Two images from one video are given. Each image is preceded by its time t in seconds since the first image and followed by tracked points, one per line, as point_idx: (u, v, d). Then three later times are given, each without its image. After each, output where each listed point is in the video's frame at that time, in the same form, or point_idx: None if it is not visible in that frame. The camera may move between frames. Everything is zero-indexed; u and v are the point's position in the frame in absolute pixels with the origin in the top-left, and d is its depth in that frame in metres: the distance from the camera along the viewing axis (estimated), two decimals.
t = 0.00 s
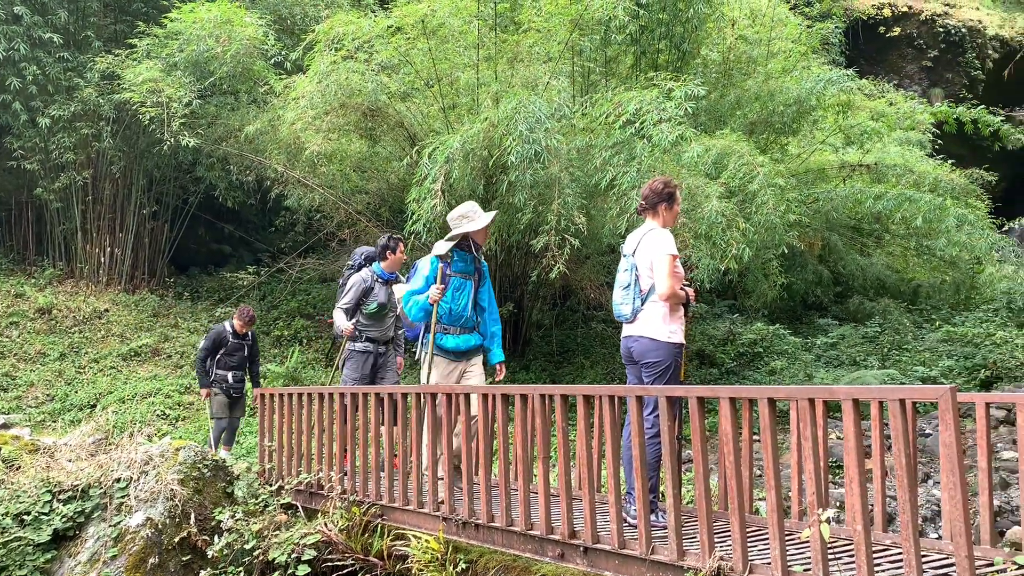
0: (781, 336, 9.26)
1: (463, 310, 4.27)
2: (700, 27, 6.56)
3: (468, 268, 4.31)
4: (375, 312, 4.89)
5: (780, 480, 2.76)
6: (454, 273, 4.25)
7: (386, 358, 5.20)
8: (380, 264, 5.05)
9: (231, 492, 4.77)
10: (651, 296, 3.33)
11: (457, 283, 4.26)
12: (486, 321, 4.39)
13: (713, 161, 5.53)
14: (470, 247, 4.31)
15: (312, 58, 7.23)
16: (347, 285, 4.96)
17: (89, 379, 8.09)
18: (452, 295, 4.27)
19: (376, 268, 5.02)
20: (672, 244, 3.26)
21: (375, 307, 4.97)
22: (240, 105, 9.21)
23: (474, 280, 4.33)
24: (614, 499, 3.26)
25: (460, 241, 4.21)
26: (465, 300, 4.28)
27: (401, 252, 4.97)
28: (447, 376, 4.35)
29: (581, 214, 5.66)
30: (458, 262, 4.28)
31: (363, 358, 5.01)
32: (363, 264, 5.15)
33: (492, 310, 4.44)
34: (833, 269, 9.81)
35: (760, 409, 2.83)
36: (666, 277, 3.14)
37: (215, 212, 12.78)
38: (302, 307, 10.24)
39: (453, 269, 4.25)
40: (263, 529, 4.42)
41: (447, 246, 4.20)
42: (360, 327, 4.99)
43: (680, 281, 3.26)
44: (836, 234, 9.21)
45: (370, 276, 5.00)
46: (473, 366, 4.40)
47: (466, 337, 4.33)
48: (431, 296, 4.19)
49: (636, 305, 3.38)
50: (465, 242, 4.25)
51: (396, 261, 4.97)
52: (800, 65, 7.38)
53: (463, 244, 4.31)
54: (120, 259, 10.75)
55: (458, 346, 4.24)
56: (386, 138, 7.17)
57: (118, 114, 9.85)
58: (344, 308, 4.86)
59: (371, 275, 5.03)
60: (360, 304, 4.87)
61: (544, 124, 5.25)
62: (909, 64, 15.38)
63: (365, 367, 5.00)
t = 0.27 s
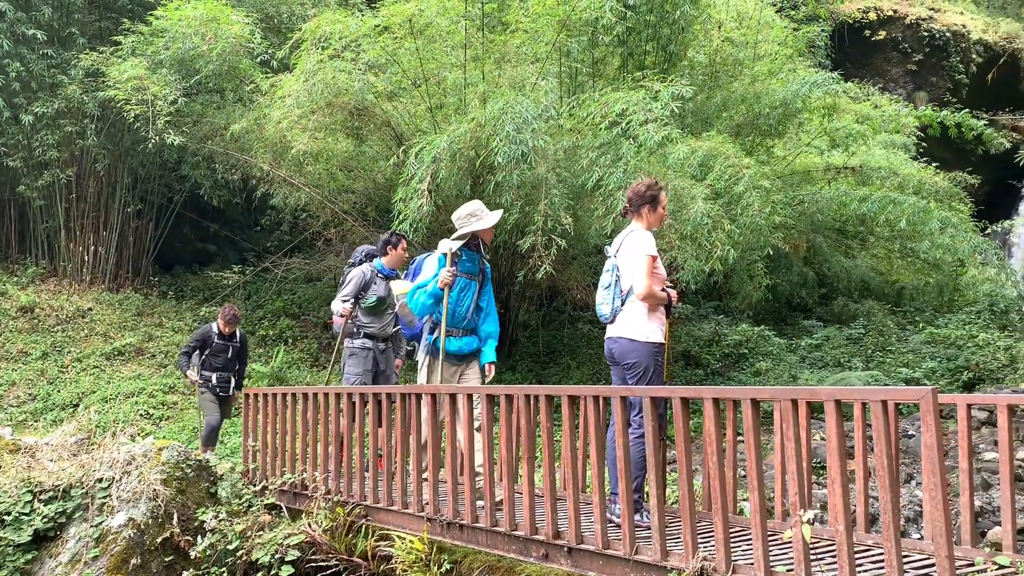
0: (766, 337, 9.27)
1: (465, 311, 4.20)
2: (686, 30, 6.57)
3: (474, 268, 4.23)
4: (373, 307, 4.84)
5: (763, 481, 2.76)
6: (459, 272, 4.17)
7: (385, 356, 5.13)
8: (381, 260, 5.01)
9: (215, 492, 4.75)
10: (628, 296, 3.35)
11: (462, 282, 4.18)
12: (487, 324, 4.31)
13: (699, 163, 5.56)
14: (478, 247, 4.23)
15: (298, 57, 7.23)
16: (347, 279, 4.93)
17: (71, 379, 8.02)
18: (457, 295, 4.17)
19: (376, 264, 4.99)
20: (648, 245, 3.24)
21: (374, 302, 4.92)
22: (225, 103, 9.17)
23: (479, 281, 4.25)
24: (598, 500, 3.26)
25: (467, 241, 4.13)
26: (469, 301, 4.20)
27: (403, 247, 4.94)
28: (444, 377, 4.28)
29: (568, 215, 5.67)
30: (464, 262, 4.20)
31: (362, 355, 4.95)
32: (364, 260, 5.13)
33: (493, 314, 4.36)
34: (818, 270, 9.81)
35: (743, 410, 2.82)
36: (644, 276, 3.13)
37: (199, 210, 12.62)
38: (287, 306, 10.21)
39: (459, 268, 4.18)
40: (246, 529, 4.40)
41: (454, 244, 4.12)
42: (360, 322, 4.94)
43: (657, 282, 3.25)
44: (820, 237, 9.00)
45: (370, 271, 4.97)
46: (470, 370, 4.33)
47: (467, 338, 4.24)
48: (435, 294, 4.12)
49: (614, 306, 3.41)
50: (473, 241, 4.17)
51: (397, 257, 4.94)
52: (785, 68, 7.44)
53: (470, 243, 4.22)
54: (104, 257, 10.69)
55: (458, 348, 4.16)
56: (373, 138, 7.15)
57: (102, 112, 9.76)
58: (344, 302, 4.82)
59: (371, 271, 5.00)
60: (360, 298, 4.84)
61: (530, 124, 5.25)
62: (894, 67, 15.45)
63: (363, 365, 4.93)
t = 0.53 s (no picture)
0: (752, 339, 9.31)
1: (475, 307, 4.10)
2: (675, 32, 6.62)
3: (484, 263, 4.15)
4: (366, 306, 4.81)
5: (747, 483, 2.76)
6: (469, 266, 4.08)
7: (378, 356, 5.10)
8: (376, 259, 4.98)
9: (199, 493, 4.73)
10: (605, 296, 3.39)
11: (472, 276, 4.09)
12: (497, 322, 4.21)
13: (686, 165, 5.58)
14: (488, 241, 4.15)
15: (286, 57, 7.22)
16: (340, 278, 4.89)
17: (54, 379, 7.96)
18: (466, 291, 4.08)
19: (371, 264, 4.95)
20: (620, 246, 3.24)
21: (367, 302, 4.89)
22: (212, 102, 9.13)
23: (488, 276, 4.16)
24: (583, 501, 3.25)
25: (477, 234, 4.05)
26: (478, 297, 4.11)
27: (398, 248, 4.88)
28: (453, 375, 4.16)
29: (555, 216, 5.68)
30: (474, 256, 4.12)
31: (355, 355, 4.93)
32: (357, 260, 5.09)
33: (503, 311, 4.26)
34: (803, 274, 9.66)
35: (728, 412, 2.82)
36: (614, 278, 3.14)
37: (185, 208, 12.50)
38: (274, 306, 10.17)
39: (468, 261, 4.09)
40: (231, 530, 4.39)
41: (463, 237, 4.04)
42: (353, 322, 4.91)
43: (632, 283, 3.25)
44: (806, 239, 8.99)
45: (365, 270, 4.93)
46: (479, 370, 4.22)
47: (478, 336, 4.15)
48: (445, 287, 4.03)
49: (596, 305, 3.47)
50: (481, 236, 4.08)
51: (391, 258, 4.89)
52: (773, 72, 7.50)
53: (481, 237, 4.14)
54: (88, 255, 10.63)
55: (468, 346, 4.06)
56: (360, 138, 7.14)
57: (88, 109, 9.66)
58: (336, 301, 4.80)
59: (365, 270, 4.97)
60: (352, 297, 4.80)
61: (518, 125, 5.26)
62: (880, 72, 15.54)
63: (355, 365, 4.91)
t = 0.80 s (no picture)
0: (739, 342, 9.36)
1: (476, 308, 3.94)
2: (663, 36, 6.68)
3: (485, 262, 3.98)
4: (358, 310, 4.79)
5: (733, 486, 2.76)
6: (470, 266, 3.92)
7: (374, 360, 5.07)
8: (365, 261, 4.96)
9: (183, 494, 4.73)
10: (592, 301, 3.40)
11: (473, 277, 3.93)
12: (500, 323, 4.05)
13: (675, 168, 5.61)
14: (489, 240, 3.97)
15: (275, 57, 7.21)
16: (330, 283, 4.88)
17: (38, 378, 7.90)
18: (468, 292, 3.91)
19: (360, 265, 4.93)
20: (599, 251, 3.23)
21: (359, 305, 4.88)
22: (201, 101, 9.10)
23: (491, 276, 4.00)
24: (570, 504, 3.23)
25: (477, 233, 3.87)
26: (480, 298, 3.95)
27: (387, 247, 4.87)
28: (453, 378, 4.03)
29: (544, 219, 5.69)
30: (475, 256, 3.94)
31: (351, 359, 4.90)
32: (348, 263, 5.07)
33: (507, 311, 4.10)
34: (791, 277, 9.78)
35: (714, 415, 2.82)
36: (590, 281, 3.14)
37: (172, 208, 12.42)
38: (261, 307, 10.13)
39: (468, 261, 3.92)
40: (216, 532, 4.38)
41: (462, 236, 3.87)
42: (347, 327, 4.89)
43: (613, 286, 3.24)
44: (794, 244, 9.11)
45: (354, 273, 4.91)
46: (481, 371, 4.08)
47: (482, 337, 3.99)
48: (445, 288, 3.87)
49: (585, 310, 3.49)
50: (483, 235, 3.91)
51: (380, 257, 4.88)
52: (762, 76, 7.55)
53: (482, 235, 3.96)
54: (74, 255, 10.58)
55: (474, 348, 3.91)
56: (349, 138, 7.13)
57: (74, 107, 9.55)
58: (328, 305, 4.77)
59: (355, 273, 4.95)
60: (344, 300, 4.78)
61: (508, 127, 5.26)
62: (868, 77, 15.64)
63: (352, 370, 4.87)
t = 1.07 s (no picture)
0: (726, 345, 9.39)
1: (472, 309, 3.90)
2: (652, 39, 6.70)
3: (480, 262, 3.92)
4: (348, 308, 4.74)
5: (718, 488, 2.76)
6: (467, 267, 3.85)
7: (370, 356, 5.03)
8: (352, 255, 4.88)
9: (168, 495, 4.69)
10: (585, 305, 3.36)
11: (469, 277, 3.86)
12: (493, 322, 4.03)
13: (663, 172, 5.64)
14: (484, 238, 3.91)
15: (263, 57, 7.19)
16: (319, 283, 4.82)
17: (23, 378, 7.84)
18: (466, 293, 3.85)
19: (347, 261, 4.87)
20: (583, 254, 3.20)
21: (349, 303, 4.82)
22: (189, 100, 9.05)
23: (485, 275, 3.96)
24: (556, 506, 3.23)
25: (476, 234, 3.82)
26: (477, 298, 3.91)
27: (373, 241, 4.78)
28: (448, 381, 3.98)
29: (533, 221, 5.71)
30: (472, 256, 3.88)
31: (345, 358, 4.87)
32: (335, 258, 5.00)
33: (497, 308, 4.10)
34: (778, 280, 9.72)
35: (700, 418, 2.81)
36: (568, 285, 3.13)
37: (160, 208, 12.35)
38: (248, 308, 10.09)
39: (466, 262, 3.85)
40: (200, 533, 4.36)
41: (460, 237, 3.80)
42: (338, 325, 4.85)
43: (598, 290, 3.19)
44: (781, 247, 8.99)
45: (342, 270, 4.85)
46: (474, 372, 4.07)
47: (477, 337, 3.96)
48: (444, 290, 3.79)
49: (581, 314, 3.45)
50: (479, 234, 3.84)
51: (367, 253, 4.80)
52: (750, 80, 7.59)
53: (477, 234, 3.90)
54: (60, 254, 10.50)
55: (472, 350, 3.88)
56: (338, 139, 7.13)
57: (61, 106, 9.49)
58: (318, 306, 4.73)
59: (343, 269, 4.88)
60: (333, 300, 4.74)
61: (497, 128, 5.26)
62: (856, 82, 15.70)
63: (348, 369, 4.85)
